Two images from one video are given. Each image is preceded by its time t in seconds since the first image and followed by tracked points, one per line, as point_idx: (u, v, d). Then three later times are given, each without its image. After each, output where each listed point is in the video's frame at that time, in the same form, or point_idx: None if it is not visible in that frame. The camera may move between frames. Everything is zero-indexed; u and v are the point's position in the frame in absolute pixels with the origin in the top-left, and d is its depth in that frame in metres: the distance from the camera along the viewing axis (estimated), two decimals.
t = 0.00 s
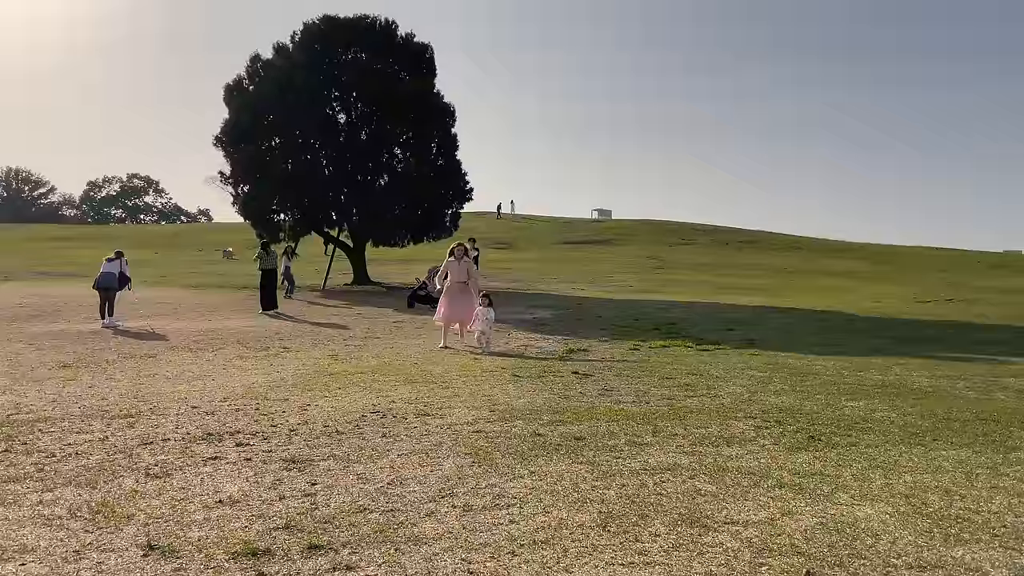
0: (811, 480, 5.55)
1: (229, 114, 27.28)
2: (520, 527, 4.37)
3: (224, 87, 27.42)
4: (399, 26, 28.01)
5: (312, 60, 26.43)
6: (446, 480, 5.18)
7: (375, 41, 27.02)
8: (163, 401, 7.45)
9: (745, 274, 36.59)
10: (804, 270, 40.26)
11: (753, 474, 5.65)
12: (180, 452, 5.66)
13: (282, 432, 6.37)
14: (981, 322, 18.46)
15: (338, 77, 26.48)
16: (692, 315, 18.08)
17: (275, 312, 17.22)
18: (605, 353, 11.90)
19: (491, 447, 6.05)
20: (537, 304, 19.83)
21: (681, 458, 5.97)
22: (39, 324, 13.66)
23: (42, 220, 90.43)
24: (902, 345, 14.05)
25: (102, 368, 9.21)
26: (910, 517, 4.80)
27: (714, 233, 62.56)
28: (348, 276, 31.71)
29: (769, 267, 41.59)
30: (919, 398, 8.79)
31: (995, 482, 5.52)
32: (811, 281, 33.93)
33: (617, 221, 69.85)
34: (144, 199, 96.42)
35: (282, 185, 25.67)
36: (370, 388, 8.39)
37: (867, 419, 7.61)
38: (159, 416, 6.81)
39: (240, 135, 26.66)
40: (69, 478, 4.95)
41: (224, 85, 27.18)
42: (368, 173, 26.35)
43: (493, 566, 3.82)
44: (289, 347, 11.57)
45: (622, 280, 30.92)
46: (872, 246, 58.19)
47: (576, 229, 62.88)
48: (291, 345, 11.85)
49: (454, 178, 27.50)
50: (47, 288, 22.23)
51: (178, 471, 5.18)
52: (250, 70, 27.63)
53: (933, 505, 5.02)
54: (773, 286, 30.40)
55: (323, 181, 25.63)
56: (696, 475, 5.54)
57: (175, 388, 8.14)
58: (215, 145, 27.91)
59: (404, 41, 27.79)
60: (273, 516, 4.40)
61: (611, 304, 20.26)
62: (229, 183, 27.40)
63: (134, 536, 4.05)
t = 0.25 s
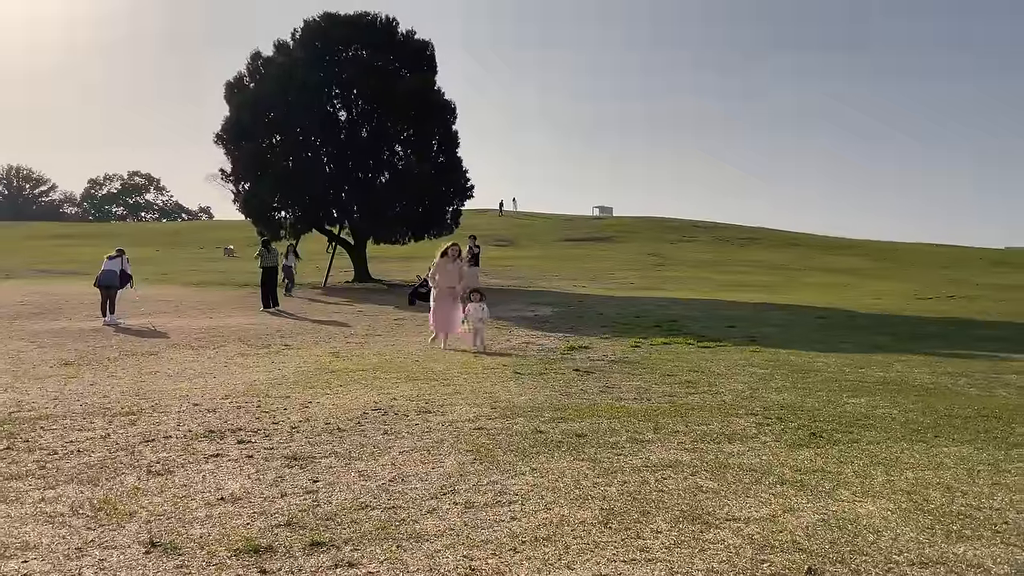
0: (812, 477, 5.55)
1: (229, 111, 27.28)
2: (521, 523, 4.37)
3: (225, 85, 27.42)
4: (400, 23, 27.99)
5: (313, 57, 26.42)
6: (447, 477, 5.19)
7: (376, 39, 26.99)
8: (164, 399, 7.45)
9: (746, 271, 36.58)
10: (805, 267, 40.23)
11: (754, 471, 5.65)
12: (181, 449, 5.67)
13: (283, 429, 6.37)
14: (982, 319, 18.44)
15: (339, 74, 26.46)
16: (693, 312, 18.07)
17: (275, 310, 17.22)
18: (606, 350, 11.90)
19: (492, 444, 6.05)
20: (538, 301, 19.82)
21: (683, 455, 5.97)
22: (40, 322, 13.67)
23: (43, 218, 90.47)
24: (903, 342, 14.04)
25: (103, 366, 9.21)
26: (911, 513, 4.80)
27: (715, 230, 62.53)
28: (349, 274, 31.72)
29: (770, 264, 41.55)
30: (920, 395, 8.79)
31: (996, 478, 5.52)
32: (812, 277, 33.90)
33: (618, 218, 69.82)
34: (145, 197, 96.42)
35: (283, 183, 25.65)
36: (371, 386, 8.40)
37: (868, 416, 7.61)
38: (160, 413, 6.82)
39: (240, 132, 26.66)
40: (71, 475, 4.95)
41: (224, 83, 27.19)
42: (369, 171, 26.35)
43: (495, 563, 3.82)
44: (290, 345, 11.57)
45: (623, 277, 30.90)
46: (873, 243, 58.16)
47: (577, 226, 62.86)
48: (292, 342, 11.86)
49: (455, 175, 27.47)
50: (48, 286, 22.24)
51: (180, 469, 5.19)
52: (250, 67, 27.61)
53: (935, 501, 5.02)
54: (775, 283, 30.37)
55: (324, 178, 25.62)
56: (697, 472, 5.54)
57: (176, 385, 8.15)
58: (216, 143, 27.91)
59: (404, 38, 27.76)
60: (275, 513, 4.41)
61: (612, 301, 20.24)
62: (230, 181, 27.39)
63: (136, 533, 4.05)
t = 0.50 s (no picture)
0: (816, 474, 5.55)
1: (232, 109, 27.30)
2: (525, 521, 4.37)
3: (227, 83, 27.43)
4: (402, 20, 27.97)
5: (315, 55, 26.43)
6: (450, 475, 5.19)
7: (378, 36, 26.98)
8: (167, 396, 7.46)
9: (749, 268, 36.55)
10: (808, 264, 40.18)
11: (758, 468, 5.65)
12: (184, 447, 5.67)
13: (286, 427, 6.38)
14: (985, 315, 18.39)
15: (341, 72, 26.45)
16: (695, 309, 18.05)
17: (278, 307, 17.24)
18: (608, 348, 11.89)
19: (495, 442, 6.05)
20: (540, 298, 19.81)
21: (686, 452, 5.97)
22: (44, 320, 13.69)
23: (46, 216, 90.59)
24: (905, 339, 14.01)
25: (106, 364, 9.22)
26: (915, 510, 4.79)
27: (717, 228, 62.47)
28: (351, 272, 31.74)
29: (772, 261, 41.51)
30: (923, 392, 8.77)
31: (1000, 475, 5.51)
32: (815, 274, 33.87)
33: (620, 215, 69.76)
34: (147, 195, 96.52)
35: (285, 181, 25.65)
36: (373, 383, 8.40)
37: (872, 413, 7.59)
38: (163, 411, 6.83)
39: (243, 131, 26.67)
40: (75, 473, 4.96)
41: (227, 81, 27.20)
42: (371, 169, 26.34)
43: (498, 560, 3.82)
44: (293, 343, 11.57)
45: (625, 274, 30.89)
46: (876, 240, 58.07)
47: (579, 223, 62.83)
48: (295, 340, 11.87)
49: (457, 172, 27.44)
50: (52, 284, 22.27)
51: (184, 466, 5.19)
52: (252, 66, 27.63)
53: (939, 498, 5.01)
54: (777, 280, 30.33)
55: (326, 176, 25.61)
56: (701, 469, 5.54)
57: (179, 383, 8.16)
58: (218, 141, 27.92)
59: (406, 36, 27.73)
60: (278, 510, 4.41)
61: (614, 298, 20.24)
62: (233, 179, 27.40)
63: (140, 530, 4.06)
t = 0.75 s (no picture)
0: (820, 471, 5.54)
1: (235, 107, 27.32)
2: (529, 517, 4.38)
3: (230, 81, 27.45)
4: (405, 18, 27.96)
5: (318, 54, 26.46)
6: (454, 472, 5.19)
7: (381, 34, 26.98)
8: (172, 394, 7.48)
9: (753, 266, 36.47)
10: (811, 261, 40.09)
11: (762, 465, 5.64)
12: (189, 444, 5.69)
13: (291, 424, 6.39)
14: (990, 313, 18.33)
15: (344, 70, 26.46)
16: (699, 307, 18.00)
17: (282, 305, 17.28)
18: (612, 345, 11.87)
19: (498, 439, 6.05)
20: (543, 296, 19.81)
21: (689, 449, 5.96)
22: (49, 318, 13.72)
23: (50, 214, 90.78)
24: (910, 336, 13.97)
25: (110, 362, 9.25)
26: (919, 507, 4.79)
27: (721, 225, 62.37)
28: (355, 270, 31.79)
29: (776, 258, 41.43)
30: (928, 389, 8.75)
31: (1004, 472, 5.50)
32: (819, 272, 33.79)
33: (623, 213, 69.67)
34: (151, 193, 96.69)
35: (288, 179, 25.66)
36: (377, 381, 8.41)
37: (876, 410, 7.57)
38: (168, 409, 6.84)
39: (246, 129, 26.70)
40: (79, 470, 4.98)
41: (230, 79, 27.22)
42: (374, 167, 26.32)
43: (502, 557, 3.83)
44: (296, 341, 11.59)
45: (629, 272, 30.85)
46: (880, 237, 57.91)
47: (582, 221, 62.79)
48: (298, 338, 11.88)
49: (460, 170, 27.40)
50: (56, 282, 22.34)
51: (188, 464, 5.21)
52: (255, 64, 27.66)
53: (943, 495, 5.00)
54: (781, 278, 30.26)
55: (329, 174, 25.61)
56: (705, 466, 5.53)
57: (183, 381, 8.18)
58: (222, 139, 27.94)
59: (409, 34, 27.73)
60: (282, 507, 4.42)
61: (618, 296, 20.21)
62: (236, 177, 27.42)
63: (144, 528, 4.07)
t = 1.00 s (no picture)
0: (825, 469, 5.53)
1: (241, 106, 27.38)
2: (534, 515, 4.38)
3: (235, 80, 27.51)
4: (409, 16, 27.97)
5: (322, 52, 26.48)
6: (459, 470, 5.20)
7: (385, 32, 27.00)
8: (178, 393, 7.50)
9: (758, 263, 36.38)
10: (817, 258, 39.97)
11: (767, 463, 5.63)
12: (195, 443, 5.71)
13: (296, 423, 6.41)
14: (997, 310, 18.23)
15: (349, 68, 26.49)
16: (704, 305, 17.98)
17: (287, 304, 17.32)
18: (617, 343, 11.86)
19: (504, 437, 6.06)
20: (548, 294, 19.81)
21: (694, 447, 5.96)
22: (55, 317, 13.78)
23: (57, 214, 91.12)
24: (916, 333, 13.92)
25: (117, 361, 9.28)
26: (925, 504, 4.77)
27: (726, 222, 62.24)
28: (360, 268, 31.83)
29: (782, 256, 41.33)
30: (934, 386, 8.72)
31: (1012, 470, 5.47)
32: (824, 269, 33.68)
33: (628, 211, 69.56)
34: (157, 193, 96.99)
35: (293, 177, 25.70)
36: (383, 379, 8.42)
37: (882, 408, 7.55)
38: (174, 407, 6.87)
39: (251, 128, 26.75)
40: (86, 469, 5.00)
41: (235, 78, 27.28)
42: (379, 165, 26.32)
43: (507, 555, 3.83)
44: (302, 339, 11.61)
45: (633, 270, 30.82)
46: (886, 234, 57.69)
47: (587, 219, 62.73)
48: (304, 336, 11.90)
49: (465, 168, 27.37)
50: (63, 281, 22.42)
51: (194, 462, 5.22)
52: (261, 63, 27.71)
53: (950, 493, 4.98)
54: (787, 275, 30.21)
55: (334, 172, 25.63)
56: (710, 464, 5.53)
57: (189, 380, 8.20)
58: (227, 138, 28.00)
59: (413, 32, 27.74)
60: (288, 505, 4.44)
61: (623, 294, 20.19)
62: (242, 176, 27.47)
63: (151, 526, 4.08)
